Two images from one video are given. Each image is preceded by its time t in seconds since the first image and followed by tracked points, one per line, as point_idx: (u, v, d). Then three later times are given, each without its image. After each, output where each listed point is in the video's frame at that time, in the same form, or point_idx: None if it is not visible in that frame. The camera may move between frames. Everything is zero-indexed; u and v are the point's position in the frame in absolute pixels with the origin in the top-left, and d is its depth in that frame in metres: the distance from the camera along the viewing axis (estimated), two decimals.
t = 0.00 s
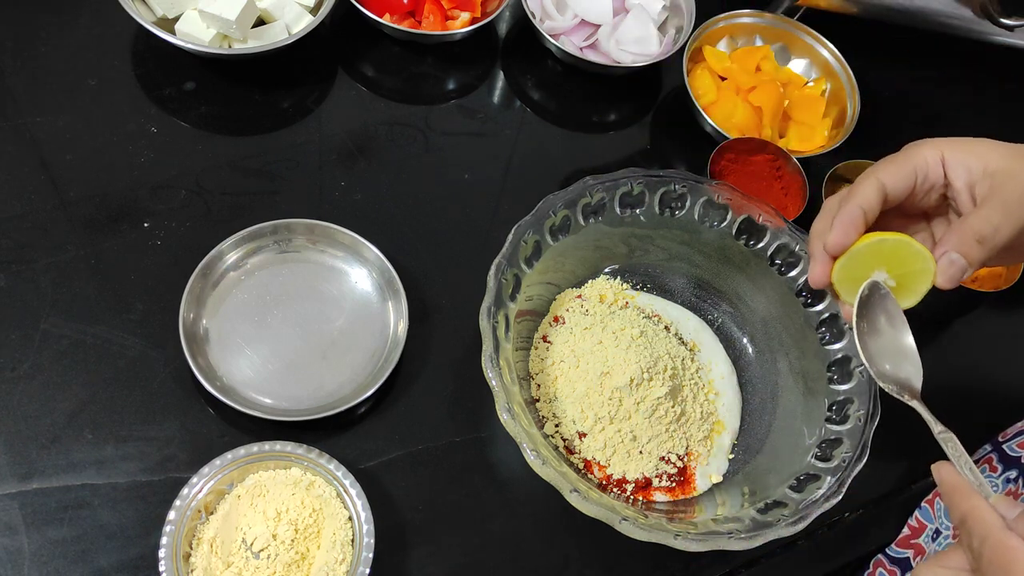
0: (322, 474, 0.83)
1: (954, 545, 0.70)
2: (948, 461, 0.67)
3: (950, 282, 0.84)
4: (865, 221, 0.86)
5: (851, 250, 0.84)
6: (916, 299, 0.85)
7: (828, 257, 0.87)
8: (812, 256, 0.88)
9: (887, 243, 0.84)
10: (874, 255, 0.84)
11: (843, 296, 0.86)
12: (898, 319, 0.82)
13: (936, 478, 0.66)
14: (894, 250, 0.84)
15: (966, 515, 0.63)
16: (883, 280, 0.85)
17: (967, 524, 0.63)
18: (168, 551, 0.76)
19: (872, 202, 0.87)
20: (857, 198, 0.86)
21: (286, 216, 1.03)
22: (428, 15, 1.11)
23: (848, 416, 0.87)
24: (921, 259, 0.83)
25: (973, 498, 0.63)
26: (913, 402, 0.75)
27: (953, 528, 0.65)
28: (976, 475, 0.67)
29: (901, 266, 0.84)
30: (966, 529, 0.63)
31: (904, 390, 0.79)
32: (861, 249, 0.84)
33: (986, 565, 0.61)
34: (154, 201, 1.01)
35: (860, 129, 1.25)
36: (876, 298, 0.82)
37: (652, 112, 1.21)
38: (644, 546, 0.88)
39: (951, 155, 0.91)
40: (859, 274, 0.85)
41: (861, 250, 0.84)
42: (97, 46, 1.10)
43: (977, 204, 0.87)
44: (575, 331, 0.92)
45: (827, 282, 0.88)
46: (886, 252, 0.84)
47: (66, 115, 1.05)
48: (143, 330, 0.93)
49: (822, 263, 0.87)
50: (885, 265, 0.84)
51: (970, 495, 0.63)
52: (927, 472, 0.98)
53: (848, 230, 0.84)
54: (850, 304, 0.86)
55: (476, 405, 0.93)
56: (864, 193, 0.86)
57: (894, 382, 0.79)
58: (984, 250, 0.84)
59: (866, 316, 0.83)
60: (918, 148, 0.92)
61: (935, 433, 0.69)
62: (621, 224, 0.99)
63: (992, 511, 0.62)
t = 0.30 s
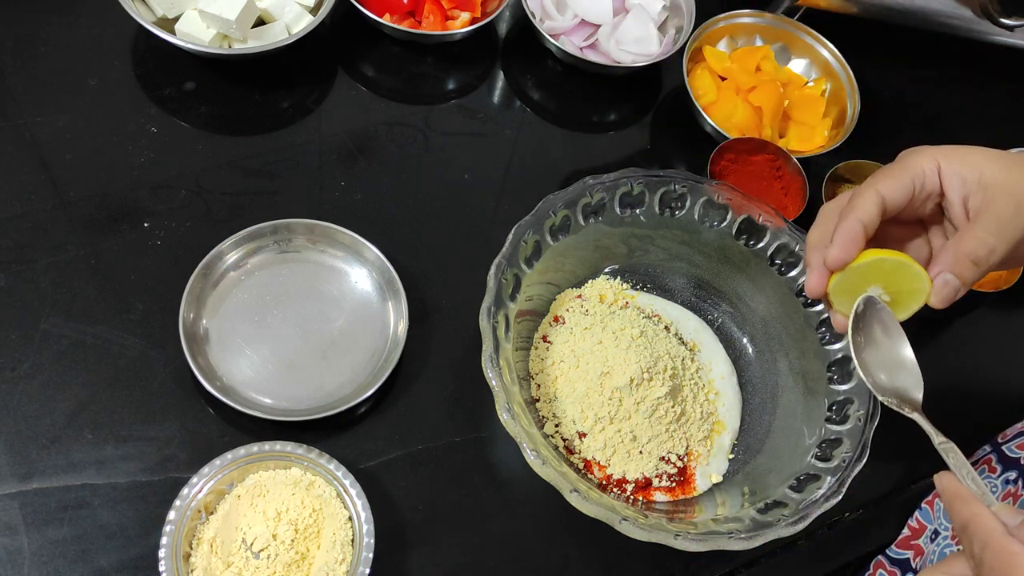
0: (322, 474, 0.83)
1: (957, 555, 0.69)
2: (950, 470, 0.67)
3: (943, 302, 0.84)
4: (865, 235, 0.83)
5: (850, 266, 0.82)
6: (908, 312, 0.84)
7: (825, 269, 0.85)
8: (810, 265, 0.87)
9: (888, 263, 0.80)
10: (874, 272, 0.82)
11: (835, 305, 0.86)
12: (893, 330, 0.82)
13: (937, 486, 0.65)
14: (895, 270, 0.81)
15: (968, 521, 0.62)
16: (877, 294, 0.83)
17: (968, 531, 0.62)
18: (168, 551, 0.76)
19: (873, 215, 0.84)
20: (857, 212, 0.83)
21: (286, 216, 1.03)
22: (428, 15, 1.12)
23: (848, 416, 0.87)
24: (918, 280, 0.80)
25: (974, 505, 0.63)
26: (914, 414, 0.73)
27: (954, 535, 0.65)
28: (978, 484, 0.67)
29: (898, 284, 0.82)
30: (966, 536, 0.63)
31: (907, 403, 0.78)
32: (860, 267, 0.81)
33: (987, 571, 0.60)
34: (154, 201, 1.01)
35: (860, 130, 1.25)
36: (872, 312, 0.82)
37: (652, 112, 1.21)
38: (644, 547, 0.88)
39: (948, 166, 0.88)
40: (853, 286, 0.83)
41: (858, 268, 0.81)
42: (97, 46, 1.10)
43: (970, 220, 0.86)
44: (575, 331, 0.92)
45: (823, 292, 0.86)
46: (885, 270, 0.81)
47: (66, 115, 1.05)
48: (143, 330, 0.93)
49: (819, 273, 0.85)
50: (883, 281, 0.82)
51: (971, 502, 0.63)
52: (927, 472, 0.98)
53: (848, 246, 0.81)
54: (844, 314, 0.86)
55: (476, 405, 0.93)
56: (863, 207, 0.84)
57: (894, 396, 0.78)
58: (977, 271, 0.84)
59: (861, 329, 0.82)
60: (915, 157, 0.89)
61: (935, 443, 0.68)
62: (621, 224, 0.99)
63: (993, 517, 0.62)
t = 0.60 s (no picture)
0: (322, 474, 0.83)
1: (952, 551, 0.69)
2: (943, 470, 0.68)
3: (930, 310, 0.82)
4: (863, 241, 0.82)
5: (844, 271, 0.81)
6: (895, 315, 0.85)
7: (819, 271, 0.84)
8: (805, 264, 0.86)
9: (884, 271, 0.80)
10: (868, 278, 0.81)
11: (825, 305, 0.86)
12: (886, 332, 0.83)
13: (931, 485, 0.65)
14: (889, 278, 0.81)
15: (958, 518, 0.62)
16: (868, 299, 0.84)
17: (959, 527, 0.62)
18: (168, 550, 0.76)
19: (872, 220, 0.82)
20: (856, 216, 0.82)
21: (286, 216, 1.03)
22: (428, 15, 1.12)
23: (848, 416, 0.87)
24: (909, 289, 0.81)
25: (964, 501, 0.63)
26: (909, 416, 0.74)
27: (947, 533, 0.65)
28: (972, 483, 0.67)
29: (890, 290, 0.82)
30: (958, 532, 0.63)
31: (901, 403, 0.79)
32: (857, 273, 0.81)
33: (977, 567, 0.60)
34: (154, 201, 1.01)
35: (860, 130, 1.25)
36: (865, 316, 0.83)
37: (652, 112, 1.21)
38: (644, 547, 0.88)
39: (945, 169, 0.88)
40: (847, 290, 0.83)
41: (853, 274, 0.81)
42: (97, 46, 1.10)
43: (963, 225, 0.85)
44: (575, 331, 0.92)
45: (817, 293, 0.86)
46: (880, 277, 0.81)
47: (66, 115, 1.05)
48: (143, 330, 0.93)
49: (813, 274, 0.85)
50: (876, 287, 0.82)
51: (962, 499, 0.63)
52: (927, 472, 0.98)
53: (845, 251, 0.80)
54: (834, 315, 0.86)
55: (476, 405, 0.93)
56: (862, 211, 0.82)
57: (888, 397, 0.79)
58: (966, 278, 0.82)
59: (855, 332, 0.83)
60: (913, 159, 0.88)
61: (929, 444, 0.69)
62: (621, 224, 0.99)
63: (984, 514, 0.62)
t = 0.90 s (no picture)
0: (322, 474, 0.83)
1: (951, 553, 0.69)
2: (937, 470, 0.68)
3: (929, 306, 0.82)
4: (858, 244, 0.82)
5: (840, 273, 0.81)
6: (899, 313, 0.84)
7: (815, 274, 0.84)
8: (802, 267, 0.86)
9: (879, 271, 0.79)
10: (865, 279, 0.81)
11: (825, 307, 0.86)
12: (884, 331, 0.83)
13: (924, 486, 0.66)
14: (886, 277, 0.80)
15: (944, 519, 0.63)
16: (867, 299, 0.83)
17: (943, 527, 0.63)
18: (168, 551, 0.76)
19: (867, 222, 0.82)
20: (850, 218, 0.82)
21: (286, 216, 1.03)
22: (428, 15, 1.12)
23: (848, 416, 0.87)
24: (908, 288, 0.80)
25: (950, 502, 0.63)
26: (907, 416, 0.75)
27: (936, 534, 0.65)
28: (966, 484, 0.66)
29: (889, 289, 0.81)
30: (943, 533, 0.63)
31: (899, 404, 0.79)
32: (852, 274, 0.80)
33: (956, 567, 0.61)
34: (154, 201, 1.01)
35: (860, 130, 1.25)
36: (863, 315, 0.83)
37: (652, 112, 1.21)
38: (644, 547, 0.88)
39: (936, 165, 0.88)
40: (844, 291, 0.83)
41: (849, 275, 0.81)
42: (97, 46, 1.10)
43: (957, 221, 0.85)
44: (575, 331, 0.92)
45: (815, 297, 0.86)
46: (877, 277, 0.80)
47: (66, 115, 1.05)
48: (143, 330, 0.93)
49: (809, 277, 0.85)
50: (874, 286, 0.82)
51: (949, 500, 0.64)
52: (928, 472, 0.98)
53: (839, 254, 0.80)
54: (834, 316, 0.86)
55: (476, 406, 0.93)
56: (856, 213, 0.82)
57: (885, 396, 0.79)
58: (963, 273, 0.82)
59: (853, 332, 0.83)
60: (904, 157, 0.88)
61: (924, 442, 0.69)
62: (621, 224, 0.99)
63: (969, 516, 0.62)
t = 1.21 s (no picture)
0: (322, 474, 0.83)
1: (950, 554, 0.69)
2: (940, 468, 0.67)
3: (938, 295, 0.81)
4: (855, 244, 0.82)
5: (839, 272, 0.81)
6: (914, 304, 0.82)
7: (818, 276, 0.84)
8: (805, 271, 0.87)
9: (876, 263, 0.79)
10: (864, 274, 0.80)
11: (836, 309, 0.86)
12: (892, 327, 0.81)
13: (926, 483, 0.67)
14: (884, 269, 0.79)
15: (942, 517, 0.63)
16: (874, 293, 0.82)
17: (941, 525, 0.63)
18: (168, 550, 0.76)
19: (863, 222, 0.83)
20: (847, 219, 0.83)
21: (286, 216, 1.03)
22: (428, 15, 1.12)
23: (848, 416, 0.87)
24: (909, 276, 0.79)
25: (951, 501, 0.63)
26: (910, 413, 0.74)
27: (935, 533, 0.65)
28: (967, 484, 0.65)
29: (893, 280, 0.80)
30: (941, 532, 0.63)
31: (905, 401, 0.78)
32: (848, 270, 0.80)
33: (951, 566, 0.61)
34: (154, 201, 1.01)
35: (860, 130, 1.25)
36: (871, 312, 0.82)
37: (652, 112, 1.21)
38: (644, 547, 0.88)
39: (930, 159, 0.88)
40: (846, 288, 0.82)
41: (846, 271, 0.80)
42: (97, 46, 1.10)
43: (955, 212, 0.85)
44: (575, 331, 0.92)
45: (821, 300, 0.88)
46: (876, 269, 0.80)
47: (66, 115, 1.05)
48: (143, 330, 0.93)
49: (812, 281, 0.86)
50: (876, 280, 0.81)
51: (949, 498, 0.64)
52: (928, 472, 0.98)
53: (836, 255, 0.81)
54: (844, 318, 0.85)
55: (476, 406, 0.93)
56: (853, 213, 0.83)
57: (891, 393, 0.78)
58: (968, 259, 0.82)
59: (861, 327, 0.82)
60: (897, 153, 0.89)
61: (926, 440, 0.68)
62: (621, 224, 0.99)
63: (968, 515, 0.62)
